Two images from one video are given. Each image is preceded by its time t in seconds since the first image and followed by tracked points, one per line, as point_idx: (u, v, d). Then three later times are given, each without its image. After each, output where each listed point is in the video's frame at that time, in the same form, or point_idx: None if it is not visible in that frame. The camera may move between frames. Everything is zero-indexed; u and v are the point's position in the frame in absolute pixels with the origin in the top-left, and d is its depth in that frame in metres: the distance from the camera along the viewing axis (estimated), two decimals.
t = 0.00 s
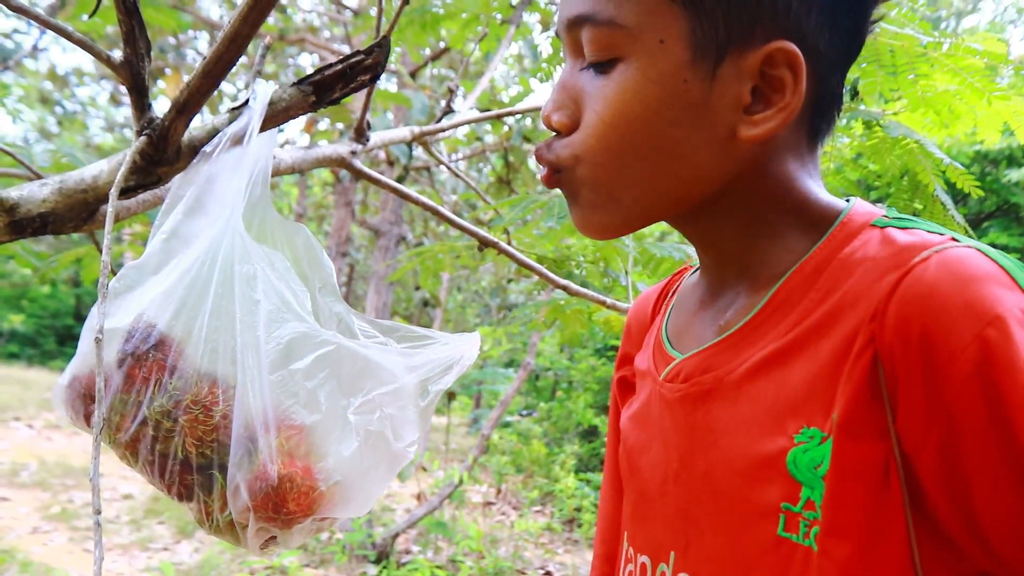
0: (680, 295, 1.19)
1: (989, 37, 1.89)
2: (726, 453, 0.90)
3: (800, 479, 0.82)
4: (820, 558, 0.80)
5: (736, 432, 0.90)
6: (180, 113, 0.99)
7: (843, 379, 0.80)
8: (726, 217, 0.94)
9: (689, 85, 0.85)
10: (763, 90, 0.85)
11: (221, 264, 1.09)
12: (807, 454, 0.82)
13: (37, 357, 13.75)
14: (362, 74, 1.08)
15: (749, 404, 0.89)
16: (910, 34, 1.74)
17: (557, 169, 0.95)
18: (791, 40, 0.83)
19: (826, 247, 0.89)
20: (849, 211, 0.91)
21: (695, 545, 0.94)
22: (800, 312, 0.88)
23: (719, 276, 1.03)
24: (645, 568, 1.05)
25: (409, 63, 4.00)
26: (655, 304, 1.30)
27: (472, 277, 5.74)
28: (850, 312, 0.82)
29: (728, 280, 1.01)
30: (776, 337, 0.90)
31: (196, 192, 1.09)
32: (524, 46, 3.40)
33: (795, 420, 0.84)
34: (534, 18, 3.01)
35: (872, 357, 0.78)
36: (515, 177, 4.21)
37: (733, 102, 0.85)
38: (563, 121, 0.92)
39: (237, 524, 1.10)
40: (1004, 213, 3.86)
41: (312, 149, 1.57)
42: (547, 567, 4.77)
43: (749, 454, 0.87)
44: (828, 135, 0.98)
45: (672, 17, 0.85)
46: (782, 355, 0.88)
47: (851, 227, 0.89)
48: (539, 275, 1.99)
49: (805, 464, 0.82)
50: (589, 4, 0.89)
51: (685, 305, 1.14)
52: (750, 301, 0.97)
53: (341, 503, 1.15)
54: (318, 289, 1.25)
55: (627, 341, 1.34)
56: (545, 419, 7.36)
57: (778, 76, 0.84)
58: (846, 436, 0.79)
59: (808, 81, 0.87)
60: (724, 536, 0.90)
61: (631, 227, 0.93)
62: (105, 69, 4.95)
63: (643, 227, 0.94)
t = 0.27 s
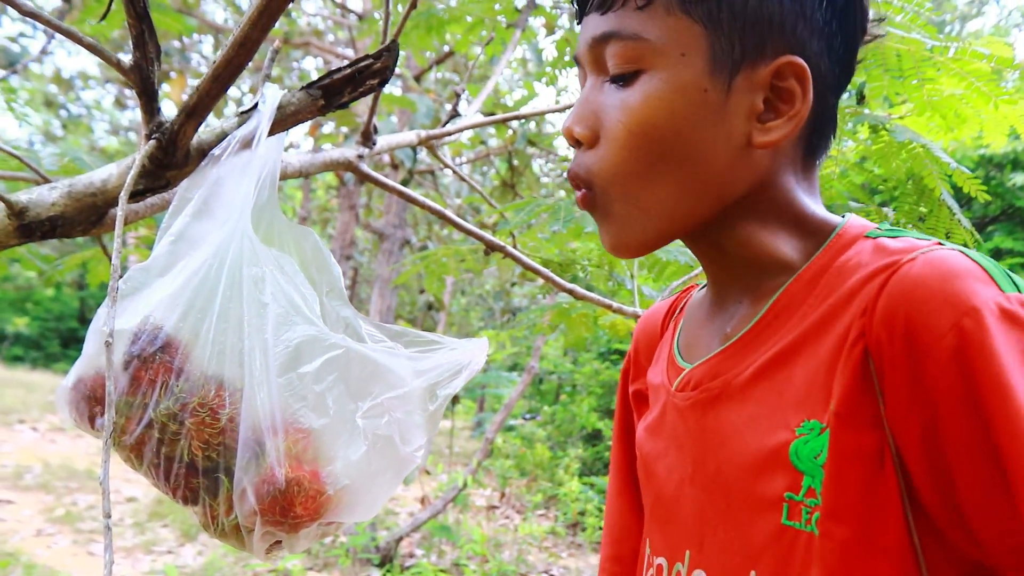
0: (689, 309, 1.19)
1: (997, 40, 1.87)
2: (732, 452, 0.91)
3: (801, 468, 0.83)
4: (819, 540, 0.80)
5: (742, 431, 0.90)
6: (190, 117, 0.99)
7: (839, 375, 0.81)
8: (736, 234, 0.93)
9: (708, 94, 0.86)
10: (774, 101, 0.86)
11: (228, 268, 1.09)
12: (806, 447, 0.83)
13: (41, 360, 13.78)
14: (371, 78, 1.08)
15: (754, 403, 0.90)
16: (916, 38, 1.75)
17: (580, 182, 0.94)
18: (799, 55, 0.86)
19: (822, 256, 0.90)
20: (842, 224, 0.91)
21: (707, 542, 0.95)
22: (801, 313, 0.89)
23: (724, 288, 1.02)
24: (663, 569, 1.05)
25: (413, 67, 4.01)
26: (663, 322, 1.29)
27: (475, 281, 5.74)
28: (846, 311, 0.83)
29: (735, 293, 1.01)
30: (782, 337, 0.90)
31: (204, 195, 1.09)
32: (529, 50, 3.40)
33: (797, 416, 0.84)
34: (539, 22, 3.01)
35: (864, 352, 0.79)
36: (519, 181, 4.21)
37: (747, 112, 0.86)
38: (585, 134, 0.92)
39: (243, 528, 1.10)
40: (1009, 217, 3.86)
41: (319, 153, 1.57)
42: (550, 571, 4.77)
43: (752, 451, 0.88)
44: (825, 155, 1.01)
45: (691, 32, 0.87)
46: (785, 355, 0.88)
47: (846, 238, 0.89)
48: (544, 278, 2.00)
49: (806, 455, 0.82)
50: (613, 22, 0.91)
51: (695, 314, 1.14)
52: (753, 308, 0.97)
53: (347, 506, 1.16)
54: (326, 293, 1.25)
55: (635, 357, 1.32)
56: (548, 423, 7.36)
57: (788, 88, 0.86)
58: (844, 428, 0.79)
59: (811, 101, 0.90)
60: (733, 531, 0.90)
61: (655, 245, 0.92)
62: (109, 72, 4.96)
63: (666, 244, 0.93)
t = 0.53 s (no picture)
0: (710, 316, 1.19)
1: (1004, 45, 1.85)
2: (747, 448, 0.91)
3: (819, 461, 0.83)
4: (835, 528, 0.80)
5: (757, 427, 0.90)
6: (198, 122, 1.00)
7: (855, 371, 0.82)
8: (762, 240, 0.94)
9: (738, 97, 0.88)
10: (798, 107, 0.89)
11: (236, 273, 1.09)
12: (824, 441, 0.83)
13: (45, 364, 13.79)
14: (378, 83, 1.08)
15: (770, 401, 0.90)
16: (922, 43, 1.76)
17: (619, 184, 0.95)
18: (823, 63, 0.89)
19: (841, 266, 0.90)
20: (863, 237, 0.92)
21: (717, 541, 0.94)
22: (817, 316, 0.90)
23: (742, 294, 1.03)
24: (673, 567, 1.03)
25: (417, 71, 4.02)
26: (684, 330, 1.29)
27: (479, 285, 5.75)
28: (861, 312, 0.84)
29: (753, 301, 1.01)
30: (799, 340, 0.91)
31: (212, 201, 1.10)
32: (534, 55, 3.41)
33: (814, 410, 0.85)
34: (543, 27, 3.01)
35: (876, 349, 0.80)
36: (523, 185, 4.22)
37: (775, 115, 0.88)
38: (620, 137, 0.94)
39: (251, 532, 1.10)
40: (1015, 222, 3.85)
41: (326, 157, 1.57)
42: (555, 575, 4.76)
43: (766, 444, 0.89)
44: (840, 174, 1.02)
45: (721, 40, 0.90)
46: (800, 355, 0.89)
47: (865, 249, 0.90)
48: (549, 282, 2.00)
49: (824, 447, 0.82)
50: (648, 32, 0.94)
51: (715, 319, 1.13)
52: (768, 318, 0.98)
53: (354, 512, 1.16)
54: (333, 297, 1.26)
55: (654, 361, 1.32)
56: (552, 427, 7.35)
57: (811, 93, 0.88)
58: (860, 420, 0.80)
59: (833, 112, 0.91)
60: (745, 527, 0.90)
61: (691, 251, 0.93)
62: (114, 76, 4.97)
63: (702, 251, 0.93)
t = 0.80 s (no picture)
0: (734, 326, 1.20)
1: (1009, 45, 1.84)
2: (764, 441, 0.91)
3: (833, 452, 0.83)
4: (847, 516, 0.80)
5: (775, 421, 0.91)
6: (205, 121, 1.00)
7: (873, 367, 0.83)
8: (796, 245, 0.96)
9: (779, 107, 0.92)
10: (834, 120, 0.93)
11: (243, 272, 1.10)
12: (838, 434, 0.84)
13: (49, 363, 13.81)
14: (385, 82, 1.08)
15: (789, 398, 0.91)
16: (927, 43, 1.74)
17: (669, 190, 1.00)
18: (856, 80, 0.94)
19: (864, 275, 0.92)
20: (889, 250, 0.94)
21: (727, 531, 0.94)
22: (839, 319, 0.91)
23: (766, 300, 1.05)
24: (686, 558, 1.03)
25: (421, 72, 4.02)
26: (709, 343, 1.30)
27: (482, 285, 5.75)
28: (880, 313, 0.86)
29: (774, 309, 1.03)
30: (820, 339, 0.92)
31: (219, 200, 1.11)
32: (538, 55, 3.40)
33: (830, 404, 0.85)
34: (547, 27, 3.01)
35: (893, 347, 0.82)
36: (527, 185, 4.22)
37: (812, 125, 0.93)
38: (670, 145, 0.99)
39: (260, 531, 1.10)
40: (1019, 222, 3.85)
41: (330, 157, 1.57)
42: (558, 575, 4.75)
43: (782, 436, 0.89)
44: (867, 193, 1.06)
45: (764, 57, 0.95)
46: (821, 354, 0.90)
47: (888, 263, 0.92)
48: (554, 282, 2.00)
49: (838, 439, 0.83)
50: (699, 51, 1.00)
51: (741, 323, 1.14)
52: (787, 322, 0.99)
53: (362, 510, 1.15)
54: (340, 296, 1.26)
55: (679, 375, 1.33)
56: (555, 427, 7.35)
57: (845, 107, 0.93)
58: (876, 412, 0.80)
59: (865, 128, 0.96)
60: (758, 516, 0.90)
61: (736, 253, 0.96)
62: (118, 76, 4.97)
63: (741, 251, 0.96)
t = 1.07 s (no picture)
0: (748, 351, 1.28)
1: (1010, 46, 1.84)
2: (771, 444, 0.98)
3: (830, 449, 0.90)
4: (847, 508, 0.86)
5: (781, 426, 0.98)
6: (208, 123, 1.01)
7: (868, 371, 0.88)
8: (802, 264, 1.02)
9: (783, 135, 0.99)
10: (833, 145, 1.00)
11: (247, 272, 1.09)
12: (836, 431, 0.90)
13: (51, 363, 13.82)
14: (387, 84, 1.09)
15: (793, 405, 0.98)
16: (929, 46, 1.75)
17: (684, 213, 1.05)
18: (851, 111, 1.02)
19: (865, 293, 0.98)
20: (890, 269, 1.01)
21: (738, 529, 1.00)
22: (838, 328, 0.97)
23: (774, 318, 1.12)
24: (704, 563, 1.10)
25: (423, 72, 4.02)
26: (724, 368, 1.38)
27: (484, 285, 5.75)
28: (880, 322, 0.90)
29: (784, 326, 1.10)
30: (823, 350, 0.97)
31: (223, 201, 1.11)
32: (539, 56, 3.40)
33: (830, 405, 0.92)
34: (549, 28, 3.01)
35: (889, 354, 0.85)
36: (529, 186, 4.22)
37: (813, 152, 0.99)
38: (683, 173, 1.04)
39: (262, 531, 1.10)
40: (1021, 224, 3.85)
41: (333, 158, 1.57)
42: None
43: (790, 438, 0.96)
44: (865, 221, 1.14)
45: (767, 92, 1.02)
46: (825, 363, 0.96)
47: (889, 280, 0.98)
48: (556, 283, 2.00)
49: (835, 437, 0.90)
50: (706, 88, 1.07)
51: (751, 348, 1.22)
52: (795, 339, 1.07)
53: (366, 511, 1.16)
54: (342, 297, 1.26)
55: (697, 401, 1.41)
56: (557, 428, 7.35)
57: (843, 136, 1.00)
58: (869, 411, 0.85)
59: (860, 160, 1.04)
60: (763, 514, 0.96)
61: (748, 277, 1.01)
62: (121, 77, 4.98)
63: (755, 272, 1.02)
